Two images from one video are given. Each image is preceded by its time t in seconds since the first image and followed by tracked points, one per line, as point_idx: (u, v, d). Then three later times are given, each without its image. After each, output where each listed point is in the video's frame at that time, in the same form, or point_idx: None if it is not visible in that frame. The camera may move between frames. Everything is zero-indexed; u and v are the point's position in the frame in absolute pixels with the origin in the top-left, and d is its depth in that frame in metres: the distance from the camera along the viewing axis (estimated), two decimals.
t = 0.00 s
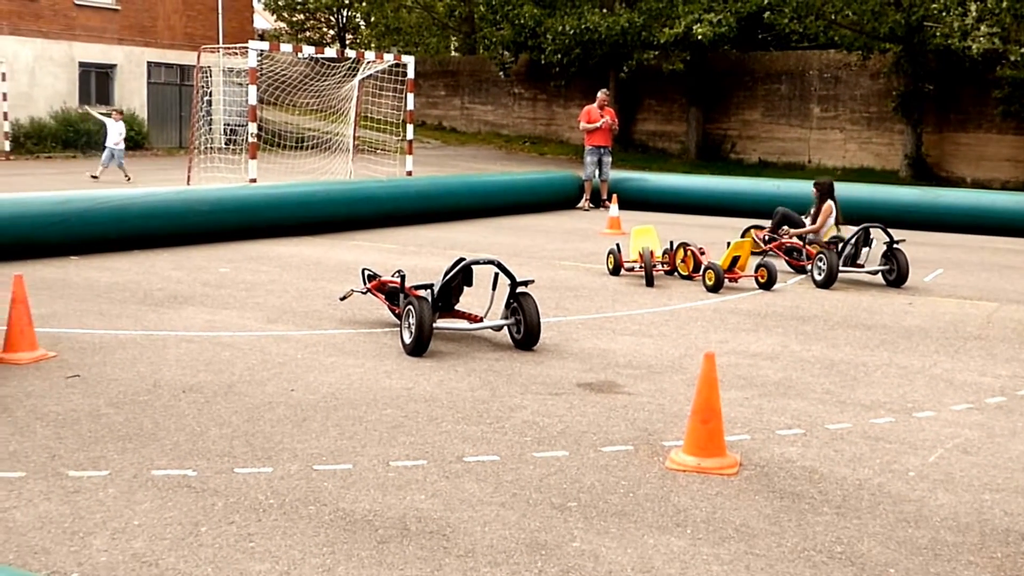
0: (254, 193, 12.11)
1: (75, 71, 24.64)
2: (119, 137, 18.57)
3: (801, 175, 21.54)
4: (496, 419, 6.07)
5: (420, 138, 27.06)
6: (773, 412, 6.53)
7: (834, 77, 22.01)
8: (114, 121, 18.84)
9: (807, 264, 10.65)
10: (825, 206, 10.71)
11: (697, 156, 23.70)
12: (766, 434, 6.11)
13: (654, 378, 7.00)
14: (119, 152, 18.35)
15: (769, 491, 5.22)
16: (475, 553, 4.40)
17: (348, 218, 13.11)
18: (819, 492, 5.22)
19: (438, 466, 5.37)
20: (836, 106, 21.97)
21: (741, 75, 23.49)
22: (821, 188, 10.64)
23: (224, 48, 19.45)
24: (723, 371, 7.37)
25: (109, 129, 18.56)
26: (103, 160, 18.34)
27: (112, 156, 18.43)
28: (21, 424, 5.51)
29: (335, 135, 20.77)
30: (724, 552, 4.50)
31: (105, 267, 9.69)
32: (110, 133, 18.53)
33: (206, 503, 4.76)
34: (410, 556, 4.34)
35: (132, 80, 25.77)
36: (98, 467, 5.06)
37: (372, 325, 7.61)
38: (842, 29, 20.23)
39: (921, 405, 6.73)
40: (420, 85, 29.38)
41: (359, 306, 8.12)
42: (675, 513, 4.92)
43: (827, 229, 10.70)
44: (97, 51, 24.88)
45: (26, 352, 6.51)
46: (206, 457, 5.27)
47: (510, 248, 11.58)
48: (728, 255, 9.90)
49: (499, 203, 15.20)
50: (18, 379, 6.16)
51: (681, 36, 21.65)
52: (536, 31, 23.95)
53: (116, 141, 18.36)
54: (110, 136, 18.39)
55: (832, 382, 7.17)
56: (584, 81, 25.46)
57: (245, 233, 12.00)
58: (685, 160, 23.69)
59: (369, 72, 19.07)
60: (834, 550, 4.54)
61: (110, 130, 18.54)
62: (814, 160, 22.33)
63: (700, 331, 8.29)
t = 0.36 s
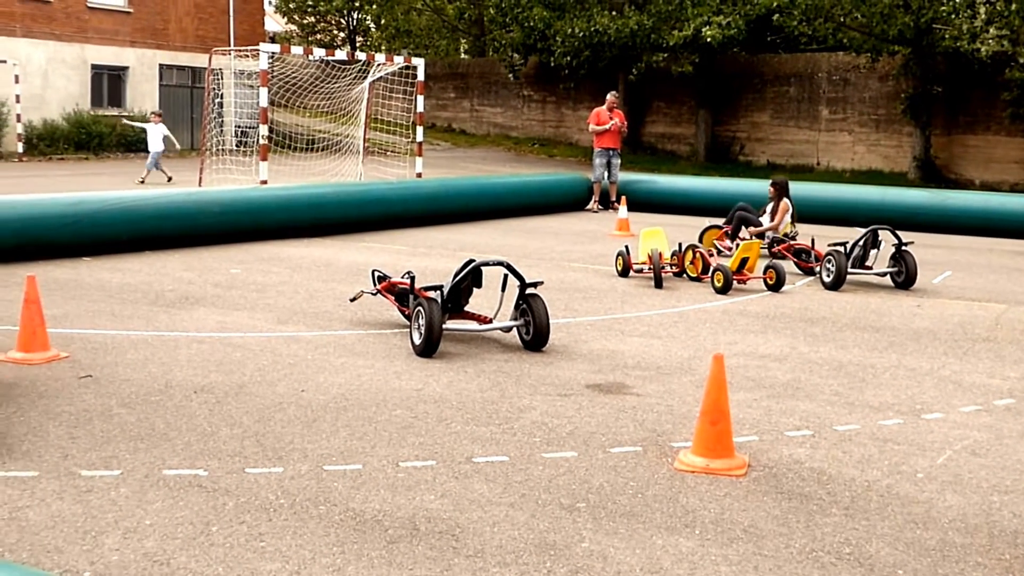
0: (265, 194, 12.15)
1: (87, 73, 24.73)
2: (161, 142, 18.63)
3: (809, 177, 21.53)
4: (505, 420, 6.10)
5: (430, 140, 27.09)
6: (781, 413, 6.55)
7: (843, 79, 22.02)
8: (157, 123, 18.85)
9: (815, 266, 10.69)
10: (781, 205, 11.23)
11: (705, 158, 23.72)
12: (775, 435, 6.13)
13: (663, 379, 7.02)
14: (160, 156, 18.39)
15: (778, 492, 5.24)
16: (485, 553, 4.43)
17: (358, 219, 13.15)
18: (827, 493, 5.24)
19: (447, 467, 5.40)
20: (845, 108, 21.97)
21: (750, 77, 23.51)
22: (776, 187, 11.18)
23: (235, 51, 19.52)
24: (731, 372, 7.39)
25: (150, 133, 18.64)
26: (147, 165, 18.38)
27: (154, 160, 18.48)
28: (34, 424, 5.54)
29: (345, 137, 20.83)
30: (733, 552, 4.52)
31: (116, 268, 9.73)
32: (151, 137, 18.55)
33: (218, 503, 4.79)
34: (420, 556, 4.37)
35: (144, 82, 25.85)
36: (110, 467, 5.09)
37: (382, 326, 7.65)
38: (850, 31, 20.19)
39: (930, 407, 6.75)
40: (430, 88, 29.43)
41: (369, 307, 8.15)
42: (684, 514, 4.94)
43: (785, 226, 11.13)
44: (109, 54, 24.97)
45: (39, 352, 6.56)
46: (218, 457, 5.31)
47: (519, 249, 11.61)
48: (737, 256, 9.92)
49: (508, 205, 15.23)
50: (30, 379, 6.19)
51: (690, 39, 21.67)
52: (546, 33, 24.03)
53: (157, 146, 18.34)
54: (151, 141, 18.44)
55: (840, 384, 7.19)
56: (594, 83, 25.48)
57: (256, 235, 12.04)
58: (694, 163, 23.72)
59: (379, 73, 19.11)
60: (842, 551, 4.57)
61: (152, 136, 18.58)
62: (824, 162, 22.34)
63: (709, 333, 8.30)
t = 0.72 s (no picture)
0: (270, 196, 12.19)
1: (93, 75, 24.79)
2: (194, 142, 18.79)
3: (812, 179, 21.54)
4: (509, 421, 6.12)
5: (433, 143, 27.14)
6: (784, 415, 6.56)
7: (846, 82, 22.02)
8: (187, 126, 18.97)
9: (818, 268, 10.71)
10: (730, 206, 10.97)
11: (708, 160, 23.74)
12: (778, 437, 6.15)
13: (666, 381, 7.04)
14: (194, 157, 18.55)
15: (782, 494, 5.25)
16: (488, 553, 4.45)
17: (363, 221, 13.19)
18: (830, 495, 5.25)
19: (450, 468, 5.42)
20: (848, 111, 21.98)
21: (753, 80, 23.52)
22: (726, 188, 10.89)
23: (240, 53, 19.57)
24: (734, 374, 7.40)
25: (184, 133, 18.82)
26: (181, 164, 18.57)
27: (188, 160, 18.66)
28: (40, 425, 5.57)
29: (349, 139, 20.88)
30: (737, 554, 4.54)
31: (121, 269, 9.75)
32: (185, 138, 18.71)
33: (223, 503, 4.81)
34: (424, 557, 4.39)
35: (149, 84, 25.90)
36: (116, 467, 5.12)
37: (387, 327, 7.67)
38: (854, 34, 20.14)
39: (933, 409, 6.76)
40: (434, 90, 29.49)
41: (373, 308, 8.18)
42: (687, 515, 4.96)
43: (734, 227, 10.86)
44: (116, 56, 25.03)
45: (45, 353, 6.59)
46: (224, 457, 5.33)
47: (522, 251, 11.63)
48: (740, 258, 9.94)
49: (512, 207, 15.26)
50: (35, 379, 6.22)
51: (694, 41, 21.68)
52: (549, 36, 24.05)
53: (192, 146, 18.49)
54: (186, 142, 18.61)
55: (843, 386, 7.20)
56: (597, 86, 25.51)
57: (260, 237, 12.07)
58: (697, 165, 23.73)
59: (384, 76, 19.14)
60: (845, 553, 4.58)
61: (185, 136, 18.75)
62: (827, 164, 22.36)
63: (712, 334, 8.32)
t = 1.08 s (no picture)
0: (269, 198, 12.21)
1: (94, 77, 24.84)
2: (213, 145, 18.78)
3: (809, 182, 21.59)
4: (506, 422, 6.15)
5: (432, 145, 27.21)
6: (781, 417, 6.59)
7: (844, 84, 22.07)
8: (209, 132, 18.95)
9: (815, 270, 10.73)
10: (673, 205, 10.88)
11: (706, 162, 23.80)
12: (775, 438, 6.18)
13: (664, 382, 7.07)
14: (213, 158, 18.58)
15: (778, 495, 5.28)
16: (486, 554, 4.48)
17: (361, 222, 13.22)
18: (827, 497, 5.28)
19: (449, 468, 5.44)
20: (846, 113, 22.03)
21: (751, 82, 23.56)
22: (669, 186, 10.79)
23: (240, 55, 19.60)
24: (731, 376, 7.44)
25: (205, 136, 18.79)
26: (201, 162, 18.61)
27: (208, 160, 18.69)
28: (41, 424, 5.59)
29: (348, 141, 20.92)
30: (734, 555, 4.57)
31: (120, 270, 9.78)
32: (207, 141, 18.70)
33: (223, 503, 4.84)
34: (422, 557, 4.42)
35: (149, 86, 25.92)
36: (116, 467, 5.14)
37: (385, 328, 7.70)
38: (851, 36, 20.17)
39: (930, 411, 6.79)
40: (432, 92, 29.60)
41: (371, 310, 8.21)
42: (684, 516, 4.99)
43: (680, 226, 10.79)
44: (116, 57, 25.09)
45: (46, 353, 6.61)
46: (223, 457, 5.36)
47: (520, 252, 11.67)
48: (737, 260, 9.98)
49: (510, 208, 15.29)
50: (36, 380, 6.24)
51: (691, 44, 21.74)
52: (547, 38, 24.03)
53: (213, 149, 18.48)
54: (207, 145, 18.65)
55: (840, 388, 7.23)
56: (595, 88, 25.59)
57: (259, 238, 12.10)
58: (695, 166, 23.80)
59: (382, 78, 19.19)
60: (842, 554, 4.61)
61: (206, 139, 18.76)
62: (824, 166, 22.41)
63: (710, 336, 8.35)
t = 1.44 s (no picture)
0: (266, 200, 12.24)
1: (91, 79, 24.87)
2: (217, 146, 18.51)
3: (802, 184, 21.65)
4: (501, 422, 6.18)
5: (427, 147, 27.27)
6: (775, 418, 6.63)
7: (838, 86, 22.13)
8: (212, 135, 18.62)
9: (809, 272, 10.78)
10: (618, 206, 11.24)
11: (700, 164, 23.88)
12: (769, 440, 6.22)
13: (658, 383, 7.10)
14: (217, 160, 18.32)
15: (772, 496, 5.32)
16: (482, 554, 4.51)
17: (357, 224, 13.26)
18: (820, 498, 5.32)
19: (444, 469, 5.47)
20: (840, 115, 22.09)
21: (744, 84, 23.62)
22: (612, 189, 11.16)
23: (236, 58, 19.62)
24: (725, 377, 7.48)
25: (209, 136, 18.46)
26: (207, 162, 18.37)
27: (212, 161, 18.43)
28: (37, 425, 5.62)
29: (344, 143, 20.96)
30: (728, 555, 4.61)
31: (116, 271, 9.81)
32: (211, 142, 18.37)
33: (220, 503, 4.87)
34: (418, 557, 4.45)
35: (146, 88, 25.92)
36: (113, 466, 5.16)
37: (380, 329, 7.73)
38: (846, 38, 20.27)
39: (923, 413, 6.83)
40: (427, 94, 29.69)
41: (367, 311, 8.24)
42: (678, 517, 5.02)
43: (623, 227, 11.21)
44: (113, 60, 25.12)
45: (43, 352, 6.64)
46: (219, 457, 5.38)
47: (515, 254, 11.70)
48: (731, 262, 10.02)
49: (505, 209, 15.32)
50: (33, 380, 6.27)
51: (686, 45, 21.81)
52: (542, 40, 24.08)
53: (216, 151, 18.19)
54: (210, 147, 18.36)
55: (833, 389, 7.27)
56: (589, 90, 25.65)
57: (255, 239, 12.13)
58: (689, 168, 23.86)
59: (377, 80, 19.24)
60: (836, 555, 4.65)
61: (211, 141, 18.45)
62: (818, 168, 22.47)
63: (704, 337, 8.39)
